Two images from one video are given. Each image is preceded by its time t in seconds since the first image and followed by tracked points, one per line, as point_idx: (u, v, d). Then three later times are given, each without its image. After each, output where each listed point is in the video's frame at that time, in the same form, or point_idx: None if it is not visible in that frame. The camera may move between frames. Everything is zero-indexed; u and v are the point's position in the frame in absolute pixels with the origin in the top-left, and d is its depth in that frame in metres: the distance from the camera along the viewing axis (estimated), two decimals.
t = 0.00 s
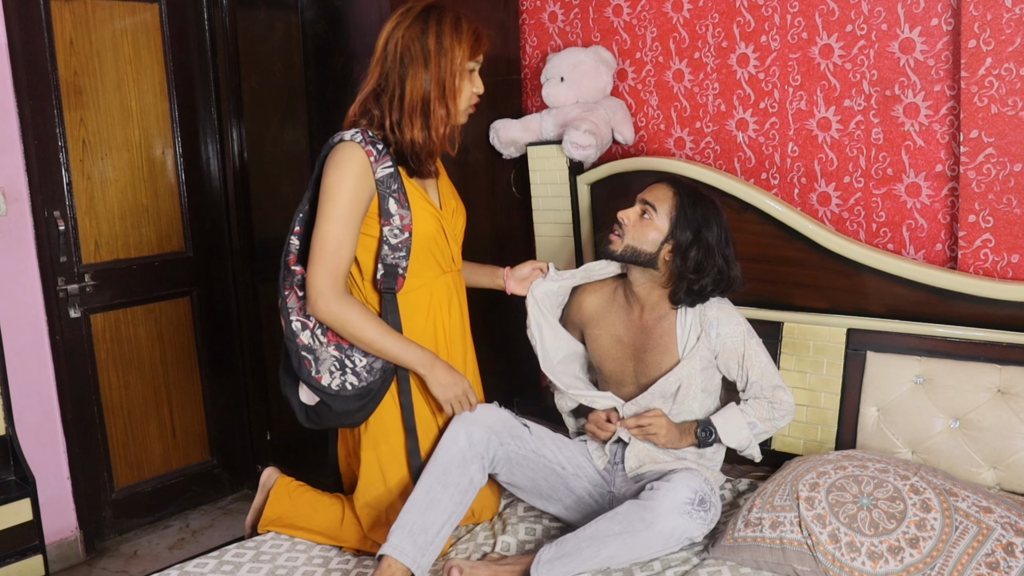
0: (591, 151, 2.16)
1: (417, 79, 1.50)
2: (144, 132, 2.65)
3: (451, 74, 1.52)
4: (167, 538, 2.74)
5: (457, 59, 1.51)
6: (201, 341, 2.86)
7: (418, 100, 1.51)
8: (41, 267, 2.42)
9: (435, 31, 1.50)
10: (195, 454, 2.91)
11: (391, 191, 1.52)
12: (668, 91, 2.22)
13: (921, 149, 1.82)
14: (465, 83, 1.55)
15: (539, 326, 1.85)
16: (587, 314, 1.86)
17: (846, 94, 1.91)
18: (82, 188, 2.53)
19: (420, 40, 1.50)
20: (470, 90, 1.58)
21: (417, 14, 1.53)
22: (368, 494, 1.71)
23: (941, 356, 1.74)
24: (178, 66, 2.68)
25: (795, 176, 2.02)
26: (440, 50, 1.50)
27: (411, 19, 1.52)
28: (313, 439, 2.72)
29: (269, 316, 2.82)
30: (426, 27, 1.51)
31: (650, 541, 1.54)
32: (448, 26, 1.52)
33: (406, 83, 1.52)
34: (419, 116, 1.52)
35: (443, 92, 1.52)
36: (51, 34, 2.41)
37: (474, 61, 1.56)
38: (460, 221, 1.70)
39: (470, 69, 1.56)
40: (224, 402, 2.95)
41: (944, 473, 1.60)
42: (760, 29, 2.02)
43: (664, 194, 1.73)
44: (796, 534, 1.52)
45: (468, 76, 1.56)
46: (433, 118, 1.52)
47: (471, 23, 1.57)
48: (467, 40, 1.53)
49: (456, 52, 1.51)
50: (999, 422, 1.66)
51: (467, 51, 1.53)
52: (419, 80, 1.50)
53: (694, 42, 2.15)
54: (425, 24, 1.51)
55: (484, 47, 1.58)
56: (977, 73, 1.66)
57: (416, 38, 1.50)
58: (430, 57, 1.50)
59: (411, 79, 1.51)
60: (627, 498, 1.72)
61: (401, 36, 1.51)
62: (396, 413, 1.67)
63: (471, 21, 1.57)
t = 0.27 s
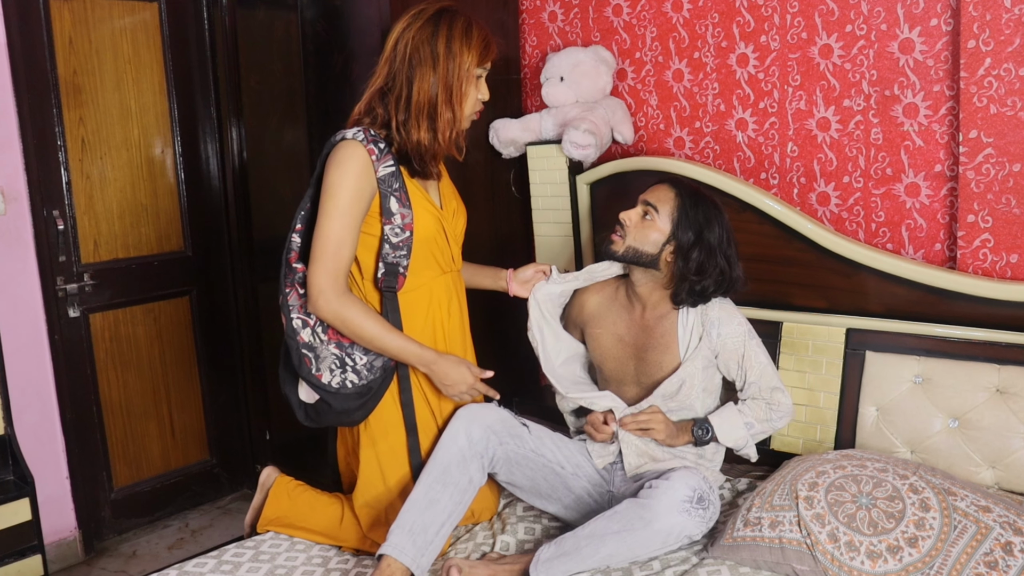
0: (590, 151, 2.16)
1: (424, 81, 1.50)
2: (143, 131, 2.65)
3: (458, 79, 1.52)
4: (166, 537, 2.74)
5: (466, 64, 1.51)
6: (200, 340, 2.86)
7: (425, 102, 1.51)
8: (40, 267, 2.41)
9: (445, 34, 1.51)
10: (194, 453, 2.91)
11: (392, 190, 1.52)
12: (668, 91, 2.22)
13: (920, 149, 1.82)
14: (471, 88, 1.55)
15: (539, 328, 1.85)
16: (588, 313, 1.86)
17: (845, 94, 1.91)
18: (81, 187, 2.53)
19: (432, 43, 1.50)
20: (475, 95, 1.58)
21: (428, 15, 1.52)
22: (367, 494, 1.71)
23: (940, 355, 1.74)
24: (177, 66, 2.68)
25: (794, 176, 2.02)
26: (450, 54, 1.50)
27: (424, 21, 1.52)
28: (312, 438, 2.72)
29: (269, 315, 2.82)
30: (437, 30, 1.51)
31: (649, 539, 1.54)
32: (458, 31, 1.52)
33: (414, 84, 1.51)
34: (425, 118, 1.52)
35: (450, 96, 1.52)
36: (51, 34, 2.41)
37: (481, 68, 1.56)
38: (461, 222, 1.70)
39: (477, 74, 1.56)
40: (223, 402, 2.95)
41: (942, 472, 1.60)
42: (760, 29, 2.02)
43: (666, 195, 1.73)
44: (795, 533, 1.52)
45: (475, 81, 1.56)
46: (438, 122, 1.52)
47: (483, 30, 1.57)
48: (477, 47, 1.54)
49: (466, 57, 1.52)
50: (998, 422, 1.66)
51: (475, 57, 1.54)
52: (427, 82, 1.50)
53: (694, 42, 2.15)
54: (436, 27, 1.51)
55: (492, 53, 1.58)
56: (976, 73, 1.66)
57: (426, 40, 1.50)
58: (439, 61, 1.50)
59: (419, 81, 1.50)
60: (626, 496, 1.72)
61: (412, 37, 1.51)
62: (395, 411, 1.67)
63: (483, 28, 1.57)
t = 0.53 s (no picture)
0: (588, 150, 2.17)
1: (424, 77, 1.50)
2: (142, 131, 2.65)
3: (457, 77, 1.52)
4: (164, 537, 2.74)
5: (465, 61, 1.51)
6: (198, 340, 2.86)
7: (424, 100, 1.51)
8: (38, 267, 2.41)
9: (445, 32, 1.51)
10: (193, 453, 2.91)
11: (393, 190, 1.52)
12: (667, 91, 2.22)
13: (919, 149, 1.82)
14: (470, 87, 1.55)
15: (537, 331, 1.85)
16: (588, 312, 1.85)
17: (844, 94, 1.91)
18: (79, 187, 2.52)
19: (432, 40, 1.50)
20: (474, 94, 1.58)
21: (429, 12, 1.52)
22: (366, 494, 1.71)
23: (939, 355, 1.74)
24: (176, 65, 2.68)
25: (793, 176, 2.02)
26: (450, 52, 1.50)
27: (424, 18, 1.52)
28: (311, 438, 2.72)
29: (267, 315, 2.82)
30: (437, 28, 1.51)
31: (648, 539, 1.54)
32: (459, 29, 1.52)
33: (414, 81, 1.52)
34: (424, 115, 1.52)
35: (449, 93, 1.52)
36: (49, 33, 2.41)
37: (481, 67, 1.56)
38: (461, 221, 1.70)
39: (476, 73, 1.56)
40: (221, 402, 2.95)
41: (941, 472, 1.60)
42: (758, 29, 2.02)
43: (656, 200, 1.72)
44: (794, 533, 1.52)
45: (474, 80, 1.56)
46: (437, 118, 1.52)
47: (483, 29, 1.57)
48: (477, 45, 1.54)
49: (465, 55, 1.52)
50: (996, 422, 1.66)
51: (474, 55, 1.53)
52: (426, 80, 1.50)
53: (692, 42, 2.15)
54: (437, 25, 1.51)
55: (492, 52, 1.58)
56: (975, 73, 1.66)
57: (426, 37, 1.50)
58: (439, 59, 1.50)
59: (418, 78, 1.50)
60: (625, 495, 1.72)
61: (412, 34, 1.51)
62: (394, 411, 1.67)
63: (484, 27, 1.57)
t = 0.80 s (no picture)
0: (587, 150, 2.17)
1: (423, 76, 1.50)
2: (140, 131, 2.64)
3: (457, 76, 1.52)
4: (163, 537, 2.74)
5: (465, 61, 1.51)
6: (197, 340, 2.86)
7: (423, 98, 1.51)
8: (37, 267, 2.41)
9: (445, 31, 1.50)
10: (192, 453, 2.91)
11: (394, 190, 1.52)
12: (666, 91, 2.22)
13: (917, 149, 1.82)
14: (469, 86, 1.55)
15: (532, 337, 1.84)
16: (587, 312, 1.83)
17: (843, 94, 1.91)
18: (78, 187, 2.52)
19: (432, 39, 1.50)
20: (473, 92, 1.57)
21: (430, 11, 1.52)
22: (366, 494, 1.71)
23: (937, 355, 1.74)
24: (175, 65, 2.68)
25: (791, 176, 2.02)
26: (449, 51, 1.50)
27: (425, 17, 1.51)
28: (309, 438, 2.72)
29: (266, 315, 2.81)
30: (437, 27, 1.51)
31: (648, 543, 1.53)
32: (459, 28, 1.52)
33: (413, 79, 1.51)
34: (423, 113, 1.51)
35: (448, 92, 1.52)
36: (48, 33, 2.41)
37: (481, 66, 1.56)
38: (461, 220, 1.70)
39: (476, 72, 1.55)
40: (220, 402, 2.95)
41: (939, 472, 1.60)
42: (757, 29, 2.02)
43: (641, 232, 1.61)
44: (792, 533, 1.52)
45: (473, 79, 1.56)
46: (436, 117, 1.52)
47: (484, 28, 1.57)
48: (477, 44, 1.54)
49: (465, 53, 1.51)
50: (994, 422, 1.66)
51: (473, 54, 1.53)
52: (425, 78, 1.50)
53: (691, 41, 2.15)
54: (437, 23, 1.51)
55: (492, 52, 1.58)
56: (973, 73, 1.66)
57: (427, 36, 1.50)
58: (439, 57, 1.50)
59: (418, 76, 1.50)
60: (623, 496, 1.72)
61: (412, 32, 1.51)
62: (394, 411, 1.66)
63: (484, 27, 1.57)
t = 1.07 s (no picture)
0: (586, 150, 2.17)
1: (422, 75, 1.50)
2: (139, 132, 2.64)
3: (455, 76, 1.51)
4: (162, 537, 2.74)
5: (464, 60, 1.51)
6: (196, 340, 2.86)
7: (422, 97, 1.51)
8: (35, 267, 2.40)
9: (445, 30, 1.50)
10: (190, 453, 2.91)
11: (394, 190, 1.52)
12: (664, 91, 2.22)
13: (916, 149, 1.82)
14: (469, 85, 1.55)
15: (528, 341, 1.84)
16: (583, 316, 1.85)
17: (841, 94, 1.91)
18: (77, 187, 2.52)
19: (431, 38, 1.50)
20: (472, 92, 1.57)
21: (431, 10, 1.52)
22: (365, 493, 1.71)
23: (936, 355, 1.74)
24: (173, 65, 2.68)
25: (790, 176, 2.02)
26: (449, 50, 1.50)
27: (426, 16, 1.51)
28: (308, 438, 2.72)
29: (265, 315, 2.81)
30: (438, 26, 1.50)
31: (647, 543, 1.53)
32: (460, 28, 1.52)
33: (411, 78, 1.51)
34: (420, 112, 1.52)
35: (446, 91, 1.51)
36: (46, 33, 2.41)
37: (481, 67, 1.56)
38: (462, 220, 1.69)
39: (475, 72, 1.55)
40: (218, 402, 2.95)
41: (938, 472, 1.60)
42: (756, 29, 2.02)
43: (629, 270, 1.59)
44: (791, 533, 1.52)
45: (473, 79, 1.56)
46: (434, 116, 1.52)
47: (484, 28, 1.57)
48: (477, 44, 1.53)
49: (464, 53, 1.51)
50: (993, 421, 1.66)
51: (473, 53, 1.53)
52: (424, 77, 1.50)
53: (690, 41, 2.15)
54: (438, 22, 1.51)
55: (493, 52, 1.58)
56: (972, 73, 1.66)
57: (426, 34, 1.50)
58: (438, 56, 1.50)
59: (416, 75, 1.50)
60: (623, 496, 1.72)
61: (413, 31, 1.51)
62: (394, 411, 1.66)
63: (485, 27, 1.57)
